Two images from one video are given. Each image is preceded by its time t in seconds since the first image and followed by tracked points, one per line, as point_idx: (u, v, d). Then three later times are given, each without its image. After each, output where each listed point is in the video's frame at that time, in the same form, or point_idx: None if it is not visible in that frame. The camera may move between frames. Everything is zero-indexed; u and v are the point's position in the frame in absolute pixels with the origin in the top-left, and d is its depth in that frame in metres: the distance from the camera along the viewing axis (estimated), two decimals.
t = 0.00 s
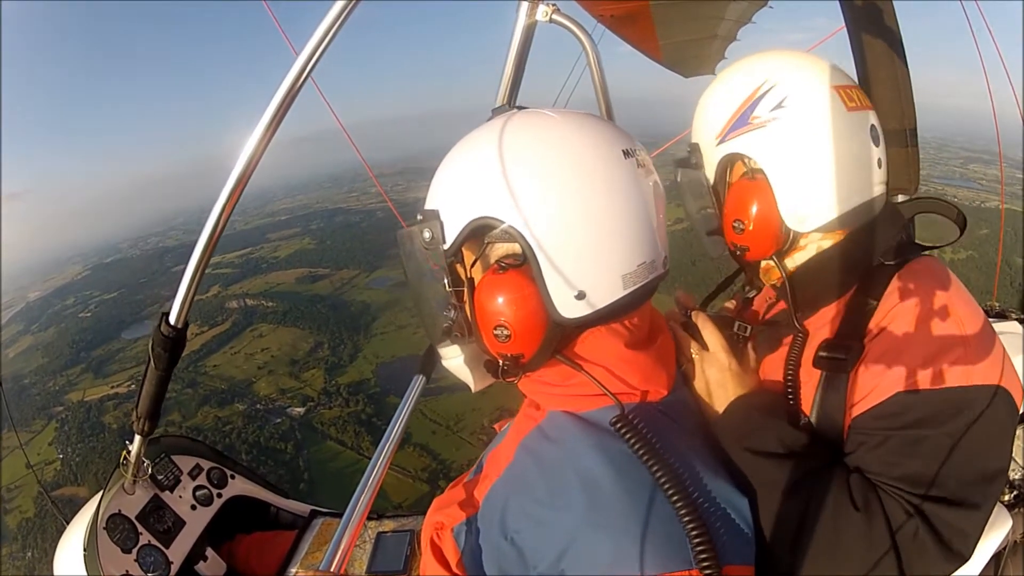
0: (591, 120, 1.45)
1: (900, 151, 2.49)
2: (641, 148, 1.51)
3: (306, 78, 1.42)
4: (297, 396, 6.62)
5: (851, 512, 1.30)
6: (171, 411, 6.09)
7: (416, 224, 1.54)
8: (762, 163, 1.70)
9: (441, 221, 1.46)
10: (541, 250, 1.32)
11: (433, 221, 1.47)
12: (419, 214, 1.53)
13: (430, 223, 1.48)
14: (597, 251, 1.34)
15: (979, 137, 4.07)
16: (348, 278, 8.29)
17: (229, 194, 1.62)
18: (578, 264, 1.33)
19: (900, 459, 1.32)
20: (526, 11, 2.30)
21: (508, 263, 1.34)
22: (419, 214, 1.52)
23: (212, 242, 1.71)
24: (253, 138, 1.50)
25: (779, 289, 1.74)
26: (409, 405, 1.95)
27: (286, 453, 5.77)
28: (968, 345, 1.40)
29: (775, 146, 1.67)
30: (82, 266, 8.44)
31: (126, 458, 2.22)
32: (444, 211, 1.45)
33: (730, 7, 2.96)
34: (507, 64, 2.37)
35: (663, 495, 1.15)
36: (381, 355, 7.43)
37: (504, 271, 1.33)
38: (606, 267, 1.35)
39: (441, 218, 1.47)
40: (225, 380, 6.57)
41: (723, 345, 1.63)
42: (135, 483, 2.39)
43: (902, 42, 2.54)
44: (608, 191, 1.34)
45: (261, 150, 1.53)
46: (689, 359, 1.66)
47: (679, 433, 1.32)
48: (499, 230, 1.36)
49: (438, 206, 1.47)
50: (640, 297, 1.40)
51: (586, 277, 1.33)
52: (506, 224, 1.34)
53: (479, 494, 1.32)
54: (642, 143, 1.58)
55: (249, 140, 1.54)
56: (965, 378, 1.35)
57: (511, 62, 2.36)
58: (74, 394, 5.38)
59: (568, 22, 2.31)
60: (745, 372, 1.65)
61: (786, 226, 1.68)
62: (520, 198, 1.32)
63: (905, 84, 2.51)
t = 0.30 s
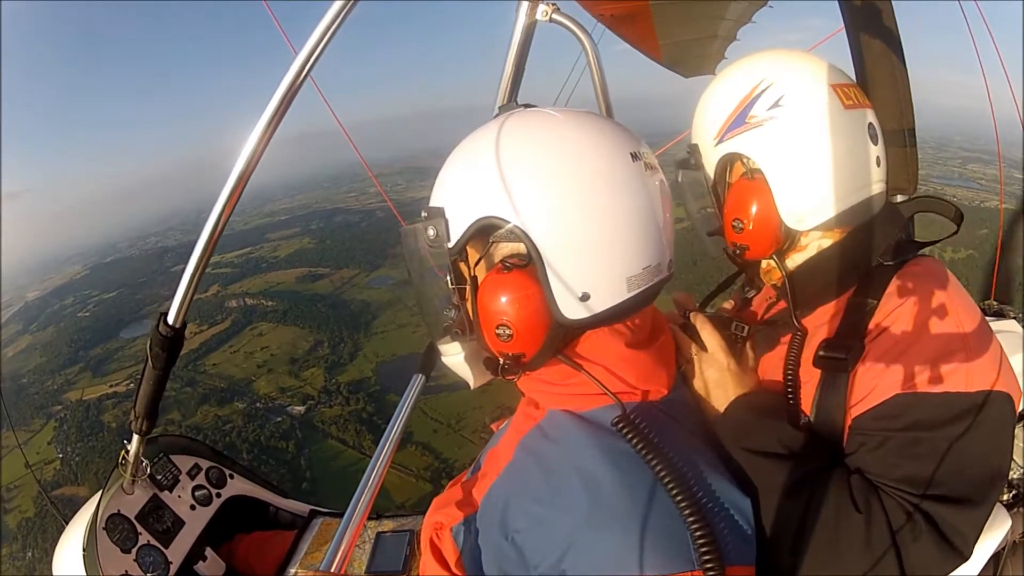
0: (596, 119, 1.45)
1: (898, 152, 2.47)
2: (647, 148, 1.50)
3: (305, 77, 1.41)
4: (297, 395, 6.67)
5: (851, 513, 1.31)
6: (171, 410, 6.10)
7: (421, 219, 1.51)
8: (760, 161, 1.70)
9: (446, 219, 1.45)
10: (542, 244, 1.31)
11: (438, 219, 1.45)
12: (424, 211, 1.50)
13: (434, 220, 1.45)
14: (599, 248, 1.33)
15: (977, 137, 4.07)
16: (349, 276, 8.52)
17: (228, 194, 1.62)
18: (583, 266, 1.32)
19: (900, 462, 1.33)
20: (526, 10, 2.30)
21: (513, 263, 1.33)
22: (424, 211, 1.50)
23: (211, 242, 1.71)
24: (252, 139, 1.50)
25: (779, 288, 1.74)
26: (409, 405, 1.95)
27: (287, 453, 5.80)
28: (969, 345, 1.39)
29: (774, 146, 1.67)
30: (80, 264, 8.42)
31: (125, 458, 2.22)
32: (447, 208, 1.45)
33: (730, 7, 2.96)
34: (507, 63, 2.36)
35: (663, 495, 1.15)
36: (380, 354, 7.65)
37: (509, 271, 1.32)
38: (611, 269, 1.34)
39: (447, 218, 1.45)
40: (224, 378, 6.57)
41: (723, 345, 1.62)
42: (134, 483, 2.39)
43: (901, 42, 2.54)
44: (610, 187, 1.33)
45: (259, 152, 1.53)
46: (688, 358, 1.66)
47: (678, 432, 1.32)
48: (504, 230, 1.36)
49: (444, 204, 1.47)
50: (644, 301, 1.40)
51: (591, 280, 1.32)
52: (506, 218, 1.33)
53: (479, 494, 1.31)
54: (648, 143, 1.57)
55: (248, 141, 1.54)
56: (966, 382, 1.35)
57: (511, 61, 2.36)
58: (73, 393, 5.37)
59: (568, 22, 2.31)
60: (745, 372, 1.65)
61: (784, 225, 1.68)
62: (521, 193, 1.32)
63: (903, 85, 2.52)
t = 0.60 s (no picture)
0: (598, 117, 1.45)
1: (898, 152, 2.53)
2: (648, 145, 1.50)
3: (305, 75, 1.41)
4: (298, 395, 6.65)
5: (852, 511, 1.29)
6: (171, 410, 5.78)
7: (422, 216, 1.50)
8: (755, 161, 1.70)
9: (448, 215, 1.43)
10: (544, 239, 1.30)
11: (439, 214, 1.44)
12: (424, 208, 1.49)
13: (436, 216, 1.44)
14: (602, 243, 1.32)
15: (977, 137, 4.07)
16: (349, 275, 8.62)
17: (225, 193, 1.61)
18: (586, 265, 1.31)
19: (900, 459, 1.32)
20: (526, 10, 2.29)
21: (516, 261, 1.32)
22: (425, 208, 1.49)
23: (209, 241, 1.70)
24: (250, 137, 1.49)
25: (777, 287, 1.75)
26: (408, 405, 1.95)
27: (289, 453, 5.83)
28: (969, 343, 1.39)
29: (773, 144, 1.66)
30: (78, 264, 8.41)
31: (124, 459, 2.21)
32: (448, 206, 1.45)
33: (731, 7, 2.96)
34: (508, 63, 2.36)
35: (661, 493, 1.15)
36: (381, 353, 7.86)
37: (512, 268, 1.31)
38: (614, 268, 1.34)
39: (449, 213, 1.44)
40: (223, 379, 6.36)
41: (723, 345, 1.62)
42: (132, 484, 2.38)
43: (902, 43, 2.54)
44: (613, 182, 1.33)
45: (257, 152, 1.52)
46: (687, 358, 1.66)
47: (680, 431, 1.32)
48: (507, 227, 1.35)
49: (445, 201, 1.46)
50: (646, 300, 1.40)
51: (593, 278, 1.32)
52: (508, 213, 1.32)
53: (478, 495, 1.31)
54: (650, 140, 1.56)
55: (246, 139, 1.53)
56: (965, 380, 1.34)
57: (511, 61, 2.35)
58: (72, 393, 5.36)
59: (568, 22, 2.30)
60: (745, 372, 1.64)
61: (779, 223, 1.68)
62: (524, 189, 1.31)
63: (903, 86, 2.53)
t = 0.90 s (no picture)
0: (602, 114, 1.44)
1: (898, 151, 2.53)
2: (653, 143, 1.49)
3: (306, 74, 1.41)
4: (300, 392, 6.69)
5: (852, 510, 1.30)
6: (171, 409, 5.86)
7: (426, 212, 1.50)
8: (754, 161, 1.71)
9: (454, 213, 1.43)
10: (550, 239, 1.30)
11: (446, 212, 1.44)
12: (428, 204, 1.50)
13: (442, 213, 1.44)
14: (609, 246, 1.32)
15: (976, 136, 4.07)
16: (349, 273, 8.74)
17: (226, 192, 1.61)
18: (593, 269, 1.31)
19: (898, 457, 1.32)
20: (526, 10, 2.29)
21: (522, 262, 1.32)
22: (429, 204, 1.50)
23: (210, 241, 1.71)
24: (250, 137, 1.50)
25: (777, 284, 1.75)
26: (409, 405, 1.95)
27: (292, 450, 5.83)
28: (968, 343, 1.39)
29: (772, 143, 1.67)
30: (78, 262, 8.41)
31: (125, 459, 2.21)
32: (452, 206, 1.45)
33: (730, 7, 2.96)
34: (507, 63, 2.36)
35: (661, 495, 1.15)
36: (383, 352, 7.80)
37: (518, 269, 1.31)
38: (620, 273, 1.34)
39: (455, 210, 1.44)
40: (225, 376, 6.39)
41: (723, 345, 1.62)
42: (133, 484, 2.39)
43: (901, 43, 2.55)
44: (618, 180, 1.33)
45: (257, 150, 1.52)
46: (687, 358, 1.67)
47: (680, 433, 1.32)
48: (514, 229, 1.35)
49: (452, 197, 1.45)
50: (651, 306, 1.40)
51: (600, 283, 1.32)
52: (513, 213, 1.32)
53: (478, 497, 1.32)
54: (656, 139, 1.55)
55: (247, 138, 1.54)
56: (964, 381, 1.34)
57: (511, 61, 2.35)
58: (73, 392, 5.35)
59: (568, 22, 2.31)
60: (745, 372, 1.65)
61: (779, 222, 1.68)
62: (529, 189, 1.31)
63: (903, 86, 2.54)
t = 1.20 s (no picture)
0: (604, 114, 1.43)
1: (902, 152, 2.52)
2: (657, 141, 1.49)
3: (306, 76, 1.40)
4: (301, 395, 6.72)
5: (856, 511, 1.29)
6: (172, 410, 5.86)
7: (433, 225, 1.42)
8: (756, 161, 1.69)
9: (474, 224, 1.34)
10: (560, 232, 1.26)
11: (465, 224, 1.34)
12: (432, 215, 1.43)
13: (461, 225, 1.35)
14: (645, 247, 1.32)
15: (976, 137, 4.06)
16: (348, 275, 7.93)
17: (226, 194, 1.60)
18: (632, 271, 1.30)
19: (900, 457, 1.32)
20: (526, 10, 2.28)
21: (558, 270, 1.26)
22: (432, 216, 1.43)
23: (210, 244, 1.70)
24: (251, 138, 1.49)
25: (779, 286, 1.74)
26: (409, 407, 1.94)
27: (293, 454, 5.90)
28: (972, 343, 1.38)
29: (773, 143, 1.66)
30: (76, 263, 8.40)
31: (124, 462, 2.20)
32: (453, 208, 1.40)
33: (730, 8, 2.95)
34: (508, 63, 2.35)
35: (667, 498, 1.14)
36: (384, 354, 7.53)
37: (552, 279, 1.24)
38: (655, 272, 1.34)
39: (473, 220, 1.35)
40: (225, 378, 6.49)
41: (725, 347, 1.61)
42: (132, 487, 2.38)
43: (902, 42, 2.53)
44: (627, 176, 1.31)
45: (258, 151, 1.51)
46: (690, 360, 1.66)
47: (695, 434, 1.34)
48: (549, 235, 1.29)
49: (466, 207, 1.36)
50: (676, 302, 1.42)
51: (640, 283, 1.31)
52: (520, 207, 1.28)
53: (481, 503, 1.32)
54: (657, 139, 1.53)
55: (248, 138, 1.52)
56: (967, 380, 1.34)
57: (511, 62, 2.35)
58: (71, 393, 5.34)
59: (568, 22, 2.30)
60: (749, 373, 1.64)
61: (781, 221, 1.67)
62: (538, 183, 1.28)
63: (907, 87, 2.52)
